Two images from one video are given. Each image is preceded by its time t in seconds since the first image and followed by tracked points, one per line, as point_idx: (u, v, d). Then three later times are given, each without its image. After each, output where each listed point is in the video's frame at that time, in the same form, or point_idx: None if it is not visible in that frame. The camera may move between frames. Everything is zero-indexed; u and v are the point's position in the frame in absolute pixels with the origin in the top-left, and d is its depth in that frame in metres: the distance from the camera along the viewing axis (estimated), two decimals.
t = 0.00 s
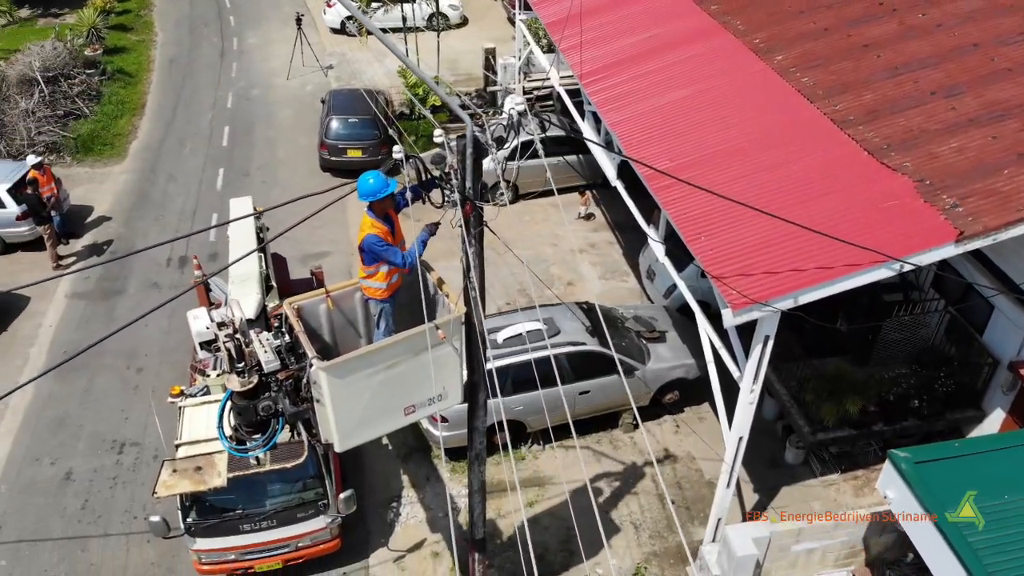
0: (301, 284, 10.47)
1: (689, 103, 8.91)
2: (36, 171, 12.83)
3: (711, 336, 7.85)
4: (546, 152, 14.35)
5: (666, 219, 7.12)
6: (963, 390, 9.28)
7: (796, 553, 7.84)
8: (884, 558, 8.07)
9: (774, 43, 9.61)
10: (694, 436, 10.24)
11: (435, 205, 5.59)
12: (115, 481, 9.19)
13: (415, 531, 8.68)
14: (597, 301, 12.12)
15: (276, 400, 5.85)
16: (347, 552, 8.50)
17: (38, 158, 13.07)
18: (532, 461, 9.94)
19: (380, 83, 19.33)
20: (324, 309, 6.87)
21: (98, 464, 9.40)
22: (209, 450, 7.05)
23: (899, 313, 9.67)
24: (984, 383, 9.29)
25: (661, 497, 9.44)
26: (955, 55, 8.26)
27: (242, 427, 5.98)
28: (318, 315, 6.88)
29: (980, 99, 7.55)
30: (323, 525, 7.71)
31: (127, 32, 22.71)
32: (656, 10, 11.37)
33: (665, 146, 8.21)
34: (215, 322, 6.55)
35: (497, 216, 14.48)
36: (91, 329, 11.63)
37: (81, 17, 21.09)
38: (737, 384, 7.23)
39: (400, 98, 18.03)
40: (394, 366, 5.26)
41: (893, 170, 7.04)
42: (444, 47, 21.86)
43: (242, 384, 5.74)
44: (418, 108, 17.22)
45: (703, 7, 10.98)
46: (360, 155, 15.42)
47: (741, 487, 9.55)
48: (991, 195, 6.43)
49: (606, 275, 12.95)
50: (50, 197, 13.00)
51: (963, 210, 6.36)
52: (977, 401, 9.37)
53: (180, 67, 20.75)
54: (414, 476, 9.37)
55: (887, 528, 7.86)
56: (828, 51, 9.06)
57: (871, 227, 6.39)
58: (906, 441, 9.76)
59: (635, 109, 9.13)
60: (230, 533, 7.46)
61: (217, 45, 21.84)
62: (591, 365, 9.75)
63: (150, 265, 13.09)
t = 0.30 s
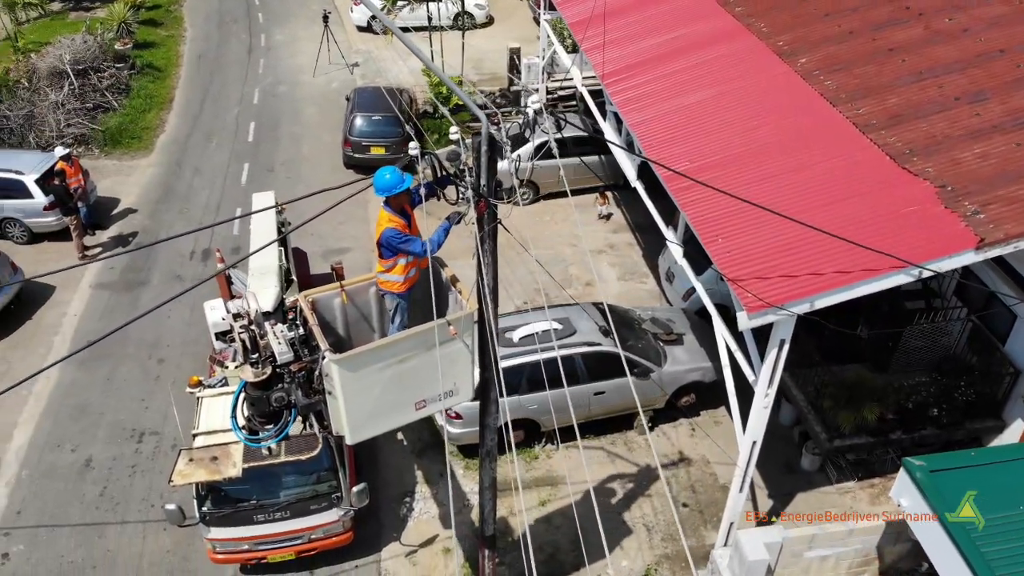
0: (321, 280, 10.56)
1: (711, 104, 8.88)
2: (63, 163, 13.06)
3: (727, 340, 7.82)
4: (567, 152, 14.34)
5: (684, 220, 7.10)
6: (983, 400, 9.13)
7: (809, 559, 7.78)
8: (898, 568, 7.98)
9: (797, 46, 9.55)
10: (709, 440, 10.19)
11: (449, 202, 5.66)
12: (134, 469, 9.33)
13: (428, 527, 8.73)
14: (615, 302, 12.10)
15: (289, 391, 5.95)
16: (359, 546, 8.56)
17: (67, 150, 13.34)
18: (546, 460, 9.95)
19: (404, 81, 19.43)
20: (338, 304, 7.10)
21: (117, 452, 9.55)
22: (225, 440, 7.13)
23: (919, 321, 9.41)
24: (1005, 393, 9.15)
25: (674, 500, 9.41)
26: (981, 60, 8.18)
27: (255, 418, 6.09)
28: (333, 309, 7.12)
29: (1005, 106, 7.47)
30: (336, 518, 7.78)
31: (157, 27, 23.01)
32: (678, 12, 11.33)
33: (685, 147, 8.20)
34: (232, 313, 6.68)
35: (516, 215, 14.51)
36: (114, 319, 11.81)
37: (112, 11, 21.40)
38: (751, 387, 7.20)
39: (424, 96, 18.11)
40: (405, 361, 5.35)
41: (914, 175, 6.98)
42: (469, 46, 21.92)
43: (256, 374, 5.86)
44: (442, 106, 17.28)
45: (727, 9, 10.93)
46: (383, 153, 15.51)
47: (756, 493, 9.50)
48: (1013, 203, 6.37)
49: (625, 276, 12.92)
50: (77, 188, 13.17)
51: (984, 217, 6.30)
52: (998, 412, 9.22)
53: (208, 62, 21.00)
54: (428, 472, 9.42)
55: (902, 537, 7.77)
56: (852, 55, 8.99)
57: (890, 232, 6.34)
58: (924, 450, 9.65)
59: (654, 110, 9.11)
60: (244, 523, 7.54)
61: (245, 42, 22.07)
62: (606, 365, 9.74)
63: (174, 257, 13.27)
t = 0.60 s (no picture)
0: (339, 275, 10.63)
1: (732, 106, 8.84)
2: (90, 155, 13.21)
3: (741, 343, 7.79)
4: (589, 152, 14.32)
5: (700, 223, 7.08)
6: (1002, 411, 8.97)
7: (819, 566, 7.71)
8: None
9: (820, 49, 9.47)
10: (723, 444, 10.15)
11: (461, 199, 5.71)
12: (151, 458, 9.47)
13: (438, 523, 8.77)
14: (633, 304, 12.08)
15: (299, 383, 6.17)
16: (370, 540, 8.63)
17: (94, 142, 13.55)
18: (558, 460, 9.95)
19: (427, 80, 19.51)
20: (350, 298, 7.16)
21: (136, 441, 9.69)
22: (238, 432, 7.22)
23: (939, 330, 9.48)
24: None
25: (685, 504, 9.39)
26: (1005, 67, 8.12)
27: (266, 409, 6.30)
28: (345, 303, 7.18)
29: None
30: (347, 511, 7.85)
31: (187, 22, 23.30)
32: (701, 14, 11.28)
33: (705, 148, 8.16)
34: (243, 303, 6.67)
35: (536, 215, 14.53)
36: (136, 310, 11.98)
37: (142, 6, 21.68)
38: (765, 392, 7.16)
39: (447, 95, 18.18)
40: (413, 356, 5.43)
41: (934, 182, 6.92)
42: (494, 45, 21.96)
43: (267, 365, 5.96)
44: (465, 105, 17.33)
45: (751, 11, 10.87)
46: (404, 150, 15.59)
47: (769, 499, 9.44)
48: None
49: (644, 278, 12.89)
50: (103, 180, 13.39)
51: (1003, 225, 6.24)
52: (1018, 423, 9.00)
53: (236, 58, 21.22)
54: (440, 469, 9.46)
55: (914, 547, 7.67)
56: (875, 59, 8.91)
57: (909, 239, 6.28)
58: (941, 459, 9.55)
59: (674, 112, 9.08)
60: (257, 513, 7.64)
61: (272, 38, 22.28)
62: (620, 367, 9.73)
63: (196, 250, 13.43)
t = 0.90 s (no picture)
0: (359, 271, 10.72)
1: (754, 109, 8.80)
2: (116, 147, 13.48)
3: (757, 347, 7.77)
4: (610, 153, 14.31)
5: (718, 225, 7.06)
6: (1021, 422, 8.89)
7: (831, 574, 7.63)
8: None
9: (844, 53, 9.41)
10: (738, 449, 10.11)
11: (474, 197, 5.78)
12: (169, 448, 9.61)
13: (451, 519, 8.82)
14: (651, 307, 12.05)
15: (311, 375, 6.37)
16: (382, 534, 8.69)
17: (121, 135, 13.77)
18: (571, 460, 9.97)
19: (452, 79, 19.60)
20: (363, 293, 7.20)
21: (155, 430, 9.84)
22: (254, 424, 7.31)
23: (960, 338, 9.35)
24: None
25: (698, 508, 9.36)
26: None
27: (278, 401, 6.63)
28: (358, 298, 7.22)
29: None
30: (360, 505, 7.92)
31: (215, 18, 23.57)
32: (725, 16, 11.23)
33: (725, 151, 8.13)
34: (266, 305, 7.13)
35: (556, 215, 14.54)
36: (159, 301, 12.16)
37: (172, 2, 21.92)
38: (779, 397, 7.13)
39: (471, 95, 18.24)
40: (424, 352, 5.50)
41: (956, 189, 6.86)
42: (519, 45, 22.01)
43: (281, 358, 6.30)
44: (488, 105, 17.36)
45: (775, 14, 10.82)
46: (427, 149, 15.67)
47: (783, 505, 9.39)
48: None
49: (663, 280, 12.86)
50: (129, 173, 13.61)
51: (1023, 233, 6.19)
52: None
53: (263, 55, 21.43)
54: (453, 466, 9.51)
55: (928, 557, 7.58)
56: (899, 63, 8.84)
57: (929, 246, 6.22)
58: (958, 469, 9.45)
59: (695, 114, 9.05)
60: (271, 505, 7.73)
61: (300, 35, 22.48)
62: (636, 369, 9.72)
63: (219, 243, 13.60)
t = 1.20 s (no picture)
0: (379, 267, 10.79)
1: (776, 112, 8.75)
2: (145, 141, 13.61)
3: (774, 352, 7.74)
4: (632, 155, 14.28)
5: (736, 228, 7.03)
6: None
7: None
8: None
9: (869, 57, 9.33)
10: (754, 454, 10.05)
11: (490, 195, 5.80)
12: (189, 438, 9.74)
13: (465, 516, 8.88)
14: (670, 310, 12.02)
15: (326, 368, 6.48)
16: (396, 529, 8.75)
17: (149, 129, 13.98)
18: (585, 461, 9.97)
19: (477, 78, 19.67)
20: (378, 289, 7.25)
21: (175, 421, 9.99)
22: (271, 416, 7.39)
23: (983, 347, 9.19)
24: None
25: (712, 512, 9.32)
26: None
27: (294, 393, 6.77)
28: (374, 293, 7.27)
29: None
30: (374, 500, 7.97)
31: (244, 15, 23.83)
32: (750, 17, 11.17)
33: (746, 154, 8.09)
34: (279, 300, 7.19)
35: (577, 215, 14.54)
36: (182, 293, 12.32)
37: None
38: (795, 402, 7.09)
39: (495, 94, 18.29)
40: (437, 347, 5.56)
41: (979, 197, 6.79)
42: (545, 45, 22.02)
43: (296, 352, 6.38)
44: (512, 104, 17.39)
45: (800, 17, 10.75)
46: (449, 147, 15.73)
47: (798, 512, 9.32)
48: None
49: (683, 283, 12.82)
50: (156, 166, 13.81)
51: None
52: None
53: (291, 52, 21.63)
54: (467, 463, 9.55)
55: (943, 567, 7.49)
56: (924, 68, 8.77)
57: (950, 253, 6.16)
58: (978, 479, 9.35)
59: (717, 116, 9.01)
60: (286, 497, 7.82)
61: (327, 33, 22.66)
62: (653, 371, 9.70)
63: (242, 238, 13.75)
